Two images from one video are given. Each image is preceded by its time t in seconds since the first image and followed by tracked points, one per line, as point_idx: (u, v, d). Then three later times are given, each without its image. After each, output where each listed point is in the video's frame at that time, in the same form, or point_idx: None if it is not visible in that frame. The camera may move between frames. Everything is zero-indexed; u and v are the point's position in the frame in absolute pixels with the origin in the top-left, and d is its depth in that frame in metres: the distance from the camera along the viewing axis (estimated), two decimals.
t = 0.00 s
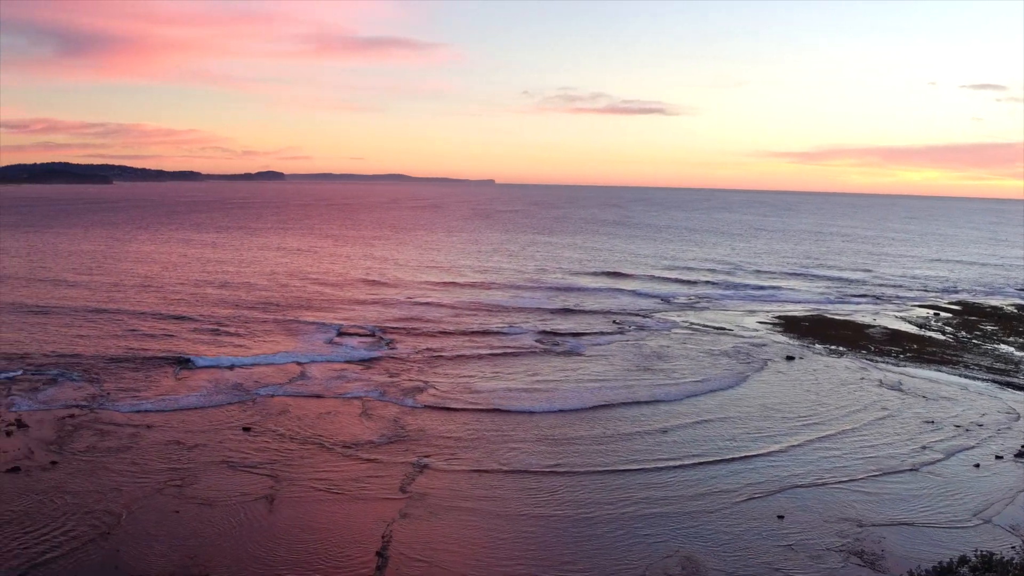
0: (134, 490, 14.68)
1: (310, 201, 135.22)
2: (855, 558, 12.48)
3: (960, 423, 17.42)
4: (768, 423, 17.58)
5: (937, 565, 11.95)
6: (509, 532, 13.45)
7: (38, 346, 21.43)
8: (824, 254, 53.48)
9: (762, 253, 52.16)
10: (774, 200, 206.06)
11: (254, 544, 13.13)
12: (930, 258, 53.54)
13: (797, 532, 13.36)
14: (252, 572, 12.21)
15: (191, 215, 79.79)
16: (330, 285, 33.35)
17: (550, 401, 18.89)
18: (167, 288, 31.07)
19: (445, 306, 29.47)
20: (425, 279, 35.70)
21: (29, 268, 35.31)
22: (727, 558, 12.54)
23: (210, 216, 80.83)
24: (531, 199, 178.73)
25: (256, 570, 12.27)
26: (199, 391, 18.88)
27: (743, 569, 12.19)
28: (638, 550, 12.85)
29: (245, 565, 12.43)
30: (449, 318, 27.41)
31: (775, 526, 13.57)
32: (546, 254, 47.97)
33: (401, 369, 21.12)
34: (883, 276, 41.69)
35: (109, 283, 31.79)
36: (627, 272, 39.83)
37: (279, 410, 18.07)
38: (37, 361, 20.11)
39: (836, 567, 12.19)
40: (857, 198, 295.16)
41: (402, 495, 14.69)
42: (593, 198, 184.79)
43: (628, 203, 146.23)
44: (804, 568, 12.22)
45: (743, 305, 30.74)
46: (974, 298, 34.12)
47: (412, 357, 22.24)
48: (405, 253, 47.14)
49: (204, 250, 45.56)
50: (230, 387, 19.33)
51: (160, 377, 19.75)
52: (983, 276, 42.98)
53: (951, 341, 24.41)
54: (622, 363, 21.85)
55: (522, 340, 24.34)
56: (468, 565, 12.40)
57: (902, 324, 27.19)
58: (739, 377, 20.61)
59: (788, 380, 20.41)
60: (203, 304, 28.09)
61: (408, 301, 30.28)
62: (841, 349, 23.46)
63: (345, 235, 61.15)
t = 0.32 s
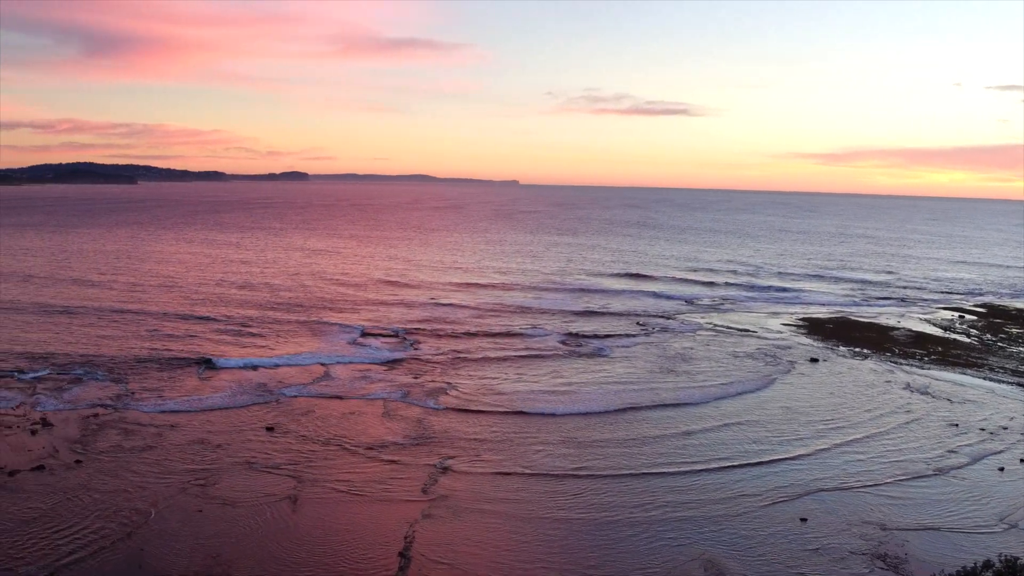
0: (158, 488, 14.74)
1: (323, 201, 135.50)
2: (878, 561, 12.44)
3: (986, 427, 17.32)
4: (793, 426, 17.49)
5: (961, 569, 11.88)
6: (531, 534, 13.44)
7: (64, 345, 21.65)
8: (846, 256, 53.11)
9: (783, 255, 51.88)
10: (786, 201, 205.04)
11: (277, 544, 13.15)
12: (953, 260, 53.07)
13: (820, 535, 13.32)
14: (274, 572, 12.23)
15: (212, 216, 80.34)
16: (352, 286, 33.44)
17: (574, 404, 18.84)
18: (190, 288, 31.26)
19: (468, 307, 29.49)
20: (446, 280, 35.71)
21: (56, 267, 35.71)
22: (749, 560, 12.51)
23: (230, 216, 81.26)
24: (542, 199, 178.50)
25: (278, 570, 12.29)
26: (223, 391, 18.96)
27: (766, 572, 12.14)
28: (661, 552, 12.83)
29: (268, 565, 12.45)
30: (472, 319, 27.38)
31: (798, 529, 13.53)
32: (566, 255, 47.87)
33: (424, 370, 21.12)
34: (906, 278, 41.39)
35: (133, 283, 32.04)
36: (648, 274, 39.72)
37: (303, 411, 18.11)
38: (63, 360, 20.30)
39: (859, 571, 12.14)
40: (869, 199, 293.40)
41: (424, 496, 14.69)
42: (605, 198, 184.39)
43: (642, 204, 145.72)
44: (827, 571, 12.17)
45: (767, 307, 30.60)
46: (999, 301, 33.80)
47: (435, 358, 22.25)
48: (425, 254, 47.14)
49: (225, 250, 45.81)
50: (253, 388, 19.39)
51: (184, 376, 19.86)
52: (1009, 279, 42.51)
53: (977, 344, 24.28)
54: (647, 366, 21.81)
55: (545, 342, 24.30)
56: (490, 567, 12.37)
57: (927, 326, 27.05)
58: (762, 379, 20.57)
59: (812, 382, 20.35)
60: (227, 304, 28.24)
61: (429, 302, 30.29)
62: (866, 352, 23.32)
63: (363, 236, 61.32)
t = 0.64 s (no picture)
0: (181, 487, 14.81)
1: (336, 201, 135.78)
2: (901, 564, 12.40)
3: (1012, 430, 17.25)
4: (818, 430, 17.40)
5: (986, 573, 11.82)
6: (554, 535, 13.43)
7: (90, 344, 21.86)
8: (866, 258, 52.76)
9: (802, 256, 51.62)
10: (797, 202, 204.18)
11: (300, 544, 13.18)
12: (976, 262, 52.62)
13: (844, 537, 13.30)
14: (298, 572, 12.26)
15: (232, 216, 80.82)
16: (374, 287, 33.51)
17: (599, 407, 18.81)
18: (213, 288, 31.45)
19: (491, 308, 29.56)
20: (466, 282, 35.74)
21: (81, 267, 36.08)
22: (772, 563, 12.50)
23: (250, 216, 81.71)
24: (553, 200, 178.30)
25: (302, 570, 12.32)
26: (247, 391, 19.04)
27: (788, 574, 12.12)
28: (684, 554, 12.83)
29: (291, 565, 12.49)
30: (494, 321, 27.39)
31: (821, 531, 13.51)
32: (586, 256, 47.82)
33: (448, 371, 21.14)
34: (930, 280, 41.11)
35: (157, 282, 32.31)
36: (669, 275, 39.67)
37: (328, 411, 18.17)
38: (90, 359, 20.49)
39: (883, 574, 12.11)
40: (881, 201, 291.83)
41: (448, 497, 14.71)
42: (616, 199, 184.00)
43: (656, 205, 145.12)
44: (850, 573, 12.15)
45: (791, 309, 30.58)
46: None
47: (459, 360, 22.27)
48: (444, 255, 47.19)
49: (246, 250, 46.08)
50: (275, 388, 19.48)
51: (208, 376, 19.97)
52: None
53: (1002, 347, 24.18)
54: (673, 367, 21.83)
55: (568, 344, 24.27)
56: (513, 569, 12.36)
57: (952, 329, 26.97)
58: (787, 381, 20.55)
59: (837, 384, 20.33)
60: (250, 305, 28.38)
61: (452, 303, 30.31)
62: (890, 355, 23.18)
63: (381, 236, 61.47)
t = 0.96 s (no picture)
0: (206, 487, 14.85)
1: (349, 201, 136.05)
2: (926, 568, 12.35)
3: None
4: (845, 434, 17.30)
5: None
6: (577, 537, 13.42)
7: (115, 344, 21.99)
8: (888, 260, 52.35)
9: (824, 258, 51.33)
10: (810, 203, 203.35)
11: (324, 544, 13.20)
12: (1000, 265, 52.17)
13: (868, 541, 13.26)
14: (323, 571, 12.30)
15: (252, 216, 81.24)
16: (397, 287, 33.58)
17: (624, 409, 18.77)
18: (237, 288, 31.61)
19: (515, 309, 29.58)
20: (488, 283, 35.72)
21: (107, 266, 36.38)
22: (795, 566, 12.48)
23: (268, 216, 82.00)
24: (564, 200, 178.07)
25: (326, 569, 12.36)
26: (272, 391, 19.11)
27: None
28: (709, 557, 12.81)
29: (315, 565, 12.51)
30: (518, 322, 27.35)
31: (844, 534, 13.48)
32: (606, 258, 47.67)
33: (472, 372, 21.16)
34: (954, 282, 40.81)
35: (180, 282, 32.49)
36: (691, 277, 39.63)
37: (353, 411, 18.22)
38: (115, 359, 20.63)
39: None
40: (892, 201, 290.24)
41: (471, 499, 14.71)
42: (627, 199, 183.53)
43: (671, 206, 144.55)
44: None
45: (815, 311, 30.50)
46: None
47: (483, 361, 22.28)
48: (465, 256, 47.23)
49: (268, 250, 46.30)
50: (299, 388, 19.55)
51: (232, 376, 20.06)
52: None
53: None
54: (698, 369, 21.82)
55: (592, 346, 24.22)
56: (538, 571, 12.35)
57: (979, 332, 26.86)
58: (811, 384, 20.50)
59: (862, 387, 20.28)
60: (274, 305, 28.51)
61: (476, 304, 30.35)
62: (916, 358, 23.04)
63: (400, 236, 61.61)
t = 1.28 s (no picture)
0: (231, 487, 14.89)
1: (362, 201, 136.34)
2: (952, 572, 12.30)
3: None
4: (871, 438, 17.23)
5: None
6: (602, 540, 13.41)
7: (141, 344, 22.13)
8: (911, 262, 52.00)
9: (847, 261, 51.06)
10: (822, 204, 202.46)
11: (348, 545, 13.22)
12: None
13: (893, 545, 13.22)
14: (348, 571, 12.34)
15: (271, 216, 81.69)
16: (421, 288, 33.65)
17: (649, 412, 18.75)
18: (260, 288, 31.78)
19: (538, 310, 29.61)
20: (509, 284, 35.72)
21: (131, 266, 36.71)
22: (821, 570, 12.45)
23: (287, 217, 82.34)
24: (576, 200, 177.84)
25: (351, 569, 12.40)
26: (297, 391, 19.20)
27: None
28: (734, 560, 12.80)
29: (341, 565, 12.53)
30: (541, 323, 27.34)
31: (869, 538, 13.44)
32: (627, 259, 47.58)
33: (496, 374, 21.17)
34: (979, 285, 40.47)
35: (203, 282, 32.69)
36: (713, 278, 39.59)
37: (378, 412, 18.27)
38: (141, 358, 20.76)
39: None
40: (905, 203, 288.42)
41: (495, 500, 14.72)
42: (639, 200, 183.15)
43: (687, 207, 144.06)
44: None
45: (840, 313, 30.41)
46: None
47: (508, 362, 22.29)
48: (485, 257, 47.27)
49: (289, 251, 46.55)
50: (324, 388, 19.61)
51: (257, 376, 20.14)
52: None
53: None
54: (724, 371, 21.82)
55: (616, 347, 24.20)
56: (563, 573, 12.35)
57: (1006, 335, 26.70)
58: (837, 387, 20.44)
59: (888, 390, 20.21)
60: (299, 305, 28.63)
61: (499, 305, 30.39)
62: (942, 362, 22.87)
63: (419, 237, 61.74)
